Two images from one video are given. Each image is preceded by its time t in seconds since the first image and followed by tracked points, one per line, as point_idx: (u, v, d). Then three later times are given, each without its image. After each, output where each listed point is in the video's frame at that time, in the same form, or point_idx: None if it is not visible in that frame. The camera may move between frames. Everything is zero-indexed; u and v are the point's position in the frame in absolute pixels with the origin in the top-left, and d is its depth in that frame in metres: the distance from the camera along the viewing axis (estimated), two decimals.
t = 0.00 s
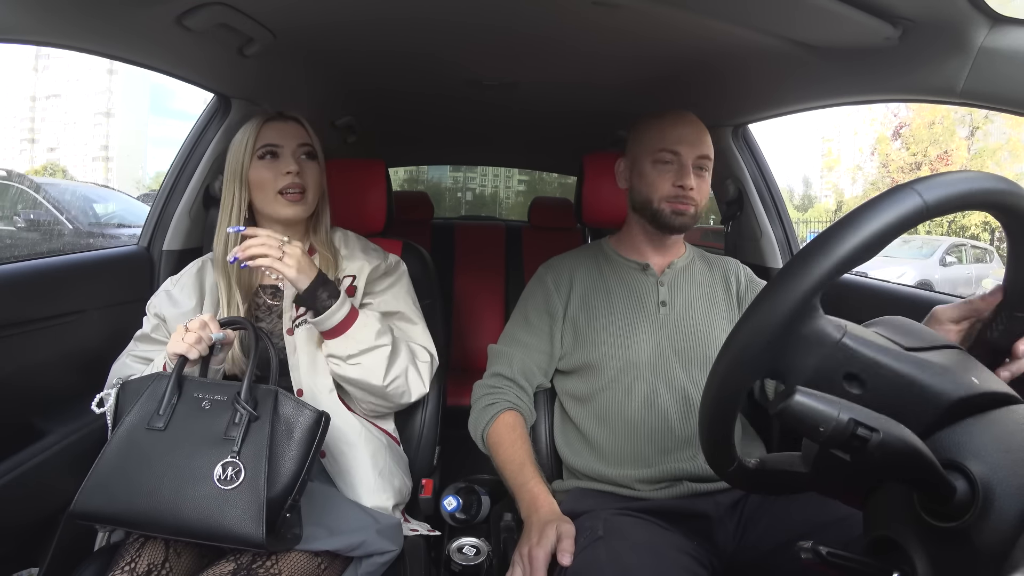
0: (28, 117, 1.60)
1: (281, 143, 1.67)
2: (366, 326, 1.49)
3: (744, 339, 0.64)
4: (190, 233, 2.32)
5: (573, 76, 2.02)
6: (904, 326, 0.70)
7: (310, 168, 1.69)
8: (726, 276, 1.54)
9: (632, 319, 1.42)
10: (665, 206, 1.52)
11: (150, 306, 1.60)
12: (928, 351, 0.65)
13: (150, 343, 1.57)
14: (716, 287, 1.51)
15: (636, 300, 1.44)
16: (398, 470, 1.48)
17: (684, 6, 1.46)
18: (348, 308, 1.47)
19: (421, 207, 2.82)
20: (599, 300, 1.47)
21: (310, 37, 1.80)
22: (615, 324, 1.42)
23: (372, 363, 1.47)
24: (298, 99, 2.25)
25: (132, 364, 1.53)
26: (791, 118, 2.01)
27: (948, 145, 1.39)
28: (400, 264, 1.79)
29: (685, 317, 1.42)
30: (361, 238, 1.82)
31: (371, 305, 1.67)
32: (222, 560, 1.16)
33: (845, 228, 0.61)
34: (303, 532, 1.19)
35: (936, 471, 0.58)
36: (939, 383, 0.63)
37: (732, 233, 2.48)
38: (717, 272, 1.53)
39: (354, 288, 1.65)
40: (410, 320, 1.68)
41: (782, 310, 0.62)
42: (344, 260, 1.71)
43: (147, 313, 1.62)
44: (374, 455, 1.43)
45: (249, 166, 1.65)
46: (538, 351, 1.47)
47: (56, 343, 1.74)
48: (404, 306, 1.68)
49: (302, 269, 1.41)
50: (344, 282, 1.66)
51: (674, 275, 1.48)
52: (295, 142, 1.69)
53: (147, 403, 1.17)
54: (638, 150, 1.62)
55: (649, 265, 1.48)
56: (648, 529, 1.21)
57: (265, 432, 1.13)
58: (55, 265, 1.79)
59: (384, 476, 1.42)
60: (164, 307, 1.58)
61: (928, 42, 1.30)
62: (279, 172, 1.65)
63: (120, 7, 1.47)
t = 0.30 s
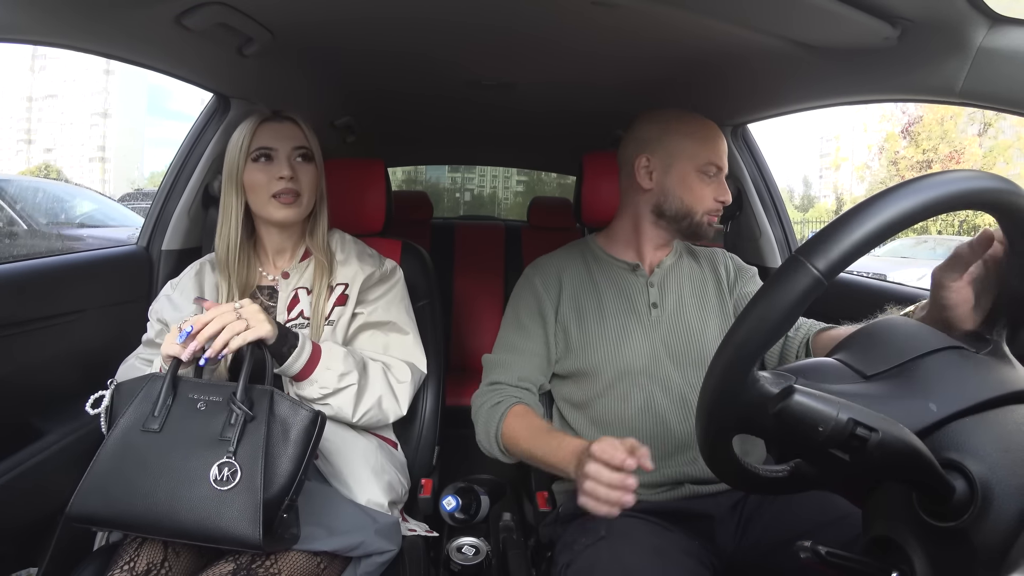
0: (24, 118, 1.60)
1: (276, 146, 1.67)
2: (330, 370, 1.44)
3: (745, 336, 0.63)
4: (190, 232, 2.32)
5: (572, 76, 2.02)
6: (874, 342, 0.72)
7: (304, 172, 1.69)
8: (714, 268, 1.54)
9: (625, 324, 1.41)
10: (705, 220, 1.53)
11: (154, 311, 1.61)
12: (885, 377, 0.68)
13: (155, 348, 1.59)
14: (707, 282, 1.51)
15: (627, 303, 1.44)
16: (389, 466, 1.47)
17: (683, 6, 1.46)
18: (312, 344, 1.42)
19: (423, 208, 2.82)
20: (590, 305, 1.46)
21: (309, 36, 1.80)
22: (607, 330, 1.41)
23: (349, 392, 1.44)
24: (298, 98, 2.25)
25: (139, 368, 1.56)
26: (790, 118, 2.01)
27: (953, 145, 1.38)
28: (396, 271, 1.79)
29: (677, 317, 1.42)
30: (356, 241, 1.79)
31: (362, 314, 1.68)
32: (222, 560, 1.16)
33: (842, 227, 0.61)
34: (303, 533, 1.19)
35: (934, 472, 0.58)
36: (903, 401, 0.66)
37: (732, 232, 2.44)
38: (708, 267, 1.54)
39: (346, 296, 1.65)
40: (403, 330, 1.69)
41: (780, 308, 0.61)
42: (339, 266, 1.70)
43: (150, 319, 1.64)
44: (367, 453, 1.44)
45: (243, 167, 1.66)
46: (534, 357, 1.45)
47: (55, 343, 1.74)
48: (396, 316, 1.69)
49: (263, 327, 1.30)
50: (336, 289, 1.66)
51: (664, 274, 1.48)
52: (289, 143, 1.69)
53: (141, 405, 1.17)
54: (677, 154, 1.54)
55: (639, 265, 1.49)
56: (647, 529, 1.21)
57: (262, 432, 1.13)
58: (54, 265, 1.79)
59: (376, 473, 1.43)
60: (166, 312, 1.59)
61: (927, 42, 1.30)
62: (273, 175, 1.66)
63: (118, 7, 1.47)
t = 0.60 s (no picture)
0: (22, 120, 1.61)
1: (310, 149, 1.68)
2: (342, 372, 1.44)
3: (748, 330, 0.63)
4: (189, 232, 2.31)
5: (572, 76, 2.02)
6: (873, 344, 0.73)
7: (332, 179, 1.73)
8: (700, 271, 1.62)
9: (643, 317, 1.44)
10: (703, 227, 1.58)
11: (156, 317, 1.61)
12: (885, 376, 0.69)
13: (163, 353, 1.59)
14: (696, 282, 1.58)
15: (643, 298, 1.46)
16: (390, 465, 1.47)
17: (683, 6, 1.46)
18: (323, 350, 1.42)
19: (422, 207, 2.80)
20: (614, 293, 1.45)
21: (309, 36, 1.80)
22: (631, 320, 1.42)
23: (361, 395, 1.46)
24: (297, 98, 2.25)
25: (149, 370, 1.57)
26: (789, 118, 2.01)
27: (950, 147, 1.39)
28: (398, 269, 1.80)
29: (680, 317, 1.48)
30: (358, 240, 1.80)
31: (367, 314, 1.68)
32: (226, 560, 1.17)
33: (844, 227, 0.60)
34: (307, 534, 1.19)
35: (933, 472, 0.58)
36: (903, 403, 0.66)
37: (731, 233, 2.46)
38: (694, 266, 1.62)
39: (350, 296, 1.65)
40: (407, 330, 1.70)
41: (781, 306, 0.61)
42: (341, 265, 1.70)
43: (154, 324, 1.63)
44: (368, 451, 1.43)
45: (278, 166, 1.64)
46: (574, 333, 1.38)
47: (55, 343, 1.74)
48: (399, 316, 1.69)
49: (279, 331, 1.29)
50: (340, 288, 1.66)
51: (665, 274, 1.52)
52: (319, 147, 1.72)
53: (154, 402, 1.16)
54: (693, 162, 1.51)
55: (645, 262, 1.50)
56: (647, 530, 1.21)
57: (272, 431, 1.13)
58: (54, 264, 1.79)
59: (377, 471, 1.43)
60: (169, 317, 1.58)
61: (927, 42, 1.30)
62: (312, 178, 1.67)
63: (118, 7, 1.47)
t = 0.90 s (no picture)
0: (22, 118, 1.61)
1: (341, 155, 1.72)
2: (347, 374, 1.45)
3: (751, 327, 0.63)
4: (190, 232, 2.28)
5: (572, 76, 2.02)
6: (873, 343, 0.73)
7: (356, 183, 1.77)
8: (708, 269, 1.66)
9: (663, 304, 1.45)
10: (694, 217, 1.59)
11: (161, 312, 1.59)
12: (886, 376, 0.69)
13: (167, 349, 1.58)
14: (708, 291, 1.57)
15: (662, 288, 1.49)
16: (391, 463, 1.47)
17: (683, 6, 1.46)
18: (328, 353, 1.42)
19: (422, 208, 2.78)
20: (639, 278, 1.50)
21: (309, 36, 1.79)
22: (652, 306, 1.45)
23: (366, 395, 1.47)
24: (298, 97, 2.25)
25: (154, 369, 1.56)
26: (790, 118, 2.01)
27: (964, 143, 1.38)
28: (403, 270, 1.81)
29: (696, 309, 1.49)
30: (365, 242, 1.81)
31: (373, 314, 1.68)
32: (227, 560, 1.16)
33: (843, 228, 0.61)
34: (309, 534, 1.19)
35: (934, 471, 0.58)
36: (904, 403, 0.66)
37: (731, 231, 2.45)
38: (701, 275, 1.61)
39: (358, 296, 1.65)
40: (413, 327, 1.70)
41: (781, 306, 0.61)
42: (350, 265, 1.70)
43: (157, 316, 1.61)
44: (371, 450, 1.44)
45: (308, 168, 1.65)
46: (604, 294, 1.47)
47: (55, 343, 1.75)
48: (405, 314, 1.70)
49: (291, 334, 1.29)
50: (348, 288, 1.67)
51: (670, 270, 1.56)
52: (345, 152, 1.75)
53: (163, 400, 1.17)
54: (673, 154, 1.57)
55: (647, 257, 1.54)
56: (647, 530, 1.21)
57: (279, 428, 1.14)
58: (54, 264, 1.79)
59: (378, 469, 1.43)
60: (175, 312, 1.57)
61: (927, 42, 1.30)
62: (337, 182, 1.70)
63: (118, 8, 1.47)
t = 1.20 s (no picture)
0: (23, 124, 1.61)
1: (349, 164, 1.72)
2: (348, 383, 1.45)
3: (753, 333, 0.63)
4: (190, 238, 2.28)
5: (572, 82, 2.03)
6: (875, 350, 0.73)
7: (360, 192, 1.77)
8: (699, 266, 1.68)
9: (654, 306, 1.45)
10: (636, 208, 1.66)
11: (162, 317, 1.59)
12: (886, 382, 0.69)
13: (167, 355, 1.58)
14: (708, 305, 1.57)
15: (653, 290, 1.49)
16: (390, 471, 1.47)
17: (683, 12, 1.47)
18: (328, 362, 1.42)
19: (421, 212, 2.81)
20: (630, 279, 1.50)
21: (311, 42, 1.80)
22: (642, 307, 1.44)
23: (367, 404, 1.46)
24: (299, 102, 2.26)
25: (154, 376, 1.55)
26: (790, 123, 2.01)
27: (976, 150, 1.34)
28: (407, 277, 1.82)
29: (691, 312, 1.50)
30: (368, 249, 1.81)
31: (377, 321, 1.68)
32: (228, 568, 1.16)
33: (845, 233, 0.60)
34: (309, 543, 1.18)
35: (936, 479, 0.58)
36: (903, 410, 0.66)
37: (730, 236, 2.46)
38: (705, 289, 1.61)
39: (361, 303, 1.66)
40: (416, 332, 1.71)
41: (784, 312, 0.61)
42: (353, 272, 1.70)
43: (157, 323, 1.61)
44: (371, 457, 1.43)
45: (318, 178, 1.65)
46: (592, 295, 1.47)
47: (56, 349, 1.75)
48: (408, 320, 1.71)
49: (292, 342, 1.29)
50: (351, 295, 1.67)
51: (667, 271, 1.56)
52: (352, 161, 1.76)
53: (164, 408, 1.17)
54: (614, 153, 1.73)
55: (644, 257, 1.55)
56: (648, 537, 1.21)
57: (280, 436, 1.14)
58: (55, 270, 1.79)
59: (377, 476, 1.42)
60: (176, 317, 1.57)
61: (927, 48, 1.30)
62: (345, 194, 1.70)
63: (120, 14, 1.48)
